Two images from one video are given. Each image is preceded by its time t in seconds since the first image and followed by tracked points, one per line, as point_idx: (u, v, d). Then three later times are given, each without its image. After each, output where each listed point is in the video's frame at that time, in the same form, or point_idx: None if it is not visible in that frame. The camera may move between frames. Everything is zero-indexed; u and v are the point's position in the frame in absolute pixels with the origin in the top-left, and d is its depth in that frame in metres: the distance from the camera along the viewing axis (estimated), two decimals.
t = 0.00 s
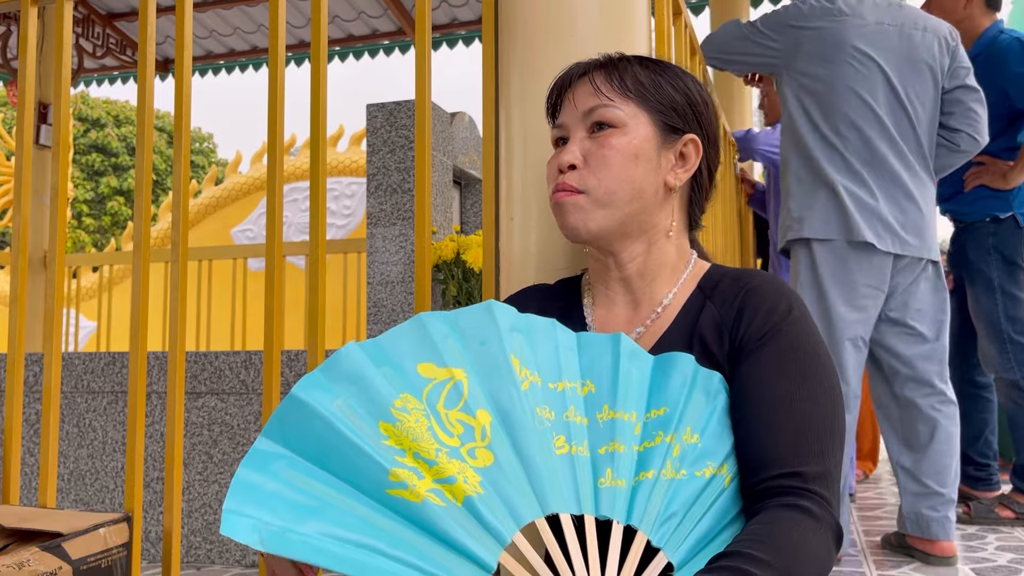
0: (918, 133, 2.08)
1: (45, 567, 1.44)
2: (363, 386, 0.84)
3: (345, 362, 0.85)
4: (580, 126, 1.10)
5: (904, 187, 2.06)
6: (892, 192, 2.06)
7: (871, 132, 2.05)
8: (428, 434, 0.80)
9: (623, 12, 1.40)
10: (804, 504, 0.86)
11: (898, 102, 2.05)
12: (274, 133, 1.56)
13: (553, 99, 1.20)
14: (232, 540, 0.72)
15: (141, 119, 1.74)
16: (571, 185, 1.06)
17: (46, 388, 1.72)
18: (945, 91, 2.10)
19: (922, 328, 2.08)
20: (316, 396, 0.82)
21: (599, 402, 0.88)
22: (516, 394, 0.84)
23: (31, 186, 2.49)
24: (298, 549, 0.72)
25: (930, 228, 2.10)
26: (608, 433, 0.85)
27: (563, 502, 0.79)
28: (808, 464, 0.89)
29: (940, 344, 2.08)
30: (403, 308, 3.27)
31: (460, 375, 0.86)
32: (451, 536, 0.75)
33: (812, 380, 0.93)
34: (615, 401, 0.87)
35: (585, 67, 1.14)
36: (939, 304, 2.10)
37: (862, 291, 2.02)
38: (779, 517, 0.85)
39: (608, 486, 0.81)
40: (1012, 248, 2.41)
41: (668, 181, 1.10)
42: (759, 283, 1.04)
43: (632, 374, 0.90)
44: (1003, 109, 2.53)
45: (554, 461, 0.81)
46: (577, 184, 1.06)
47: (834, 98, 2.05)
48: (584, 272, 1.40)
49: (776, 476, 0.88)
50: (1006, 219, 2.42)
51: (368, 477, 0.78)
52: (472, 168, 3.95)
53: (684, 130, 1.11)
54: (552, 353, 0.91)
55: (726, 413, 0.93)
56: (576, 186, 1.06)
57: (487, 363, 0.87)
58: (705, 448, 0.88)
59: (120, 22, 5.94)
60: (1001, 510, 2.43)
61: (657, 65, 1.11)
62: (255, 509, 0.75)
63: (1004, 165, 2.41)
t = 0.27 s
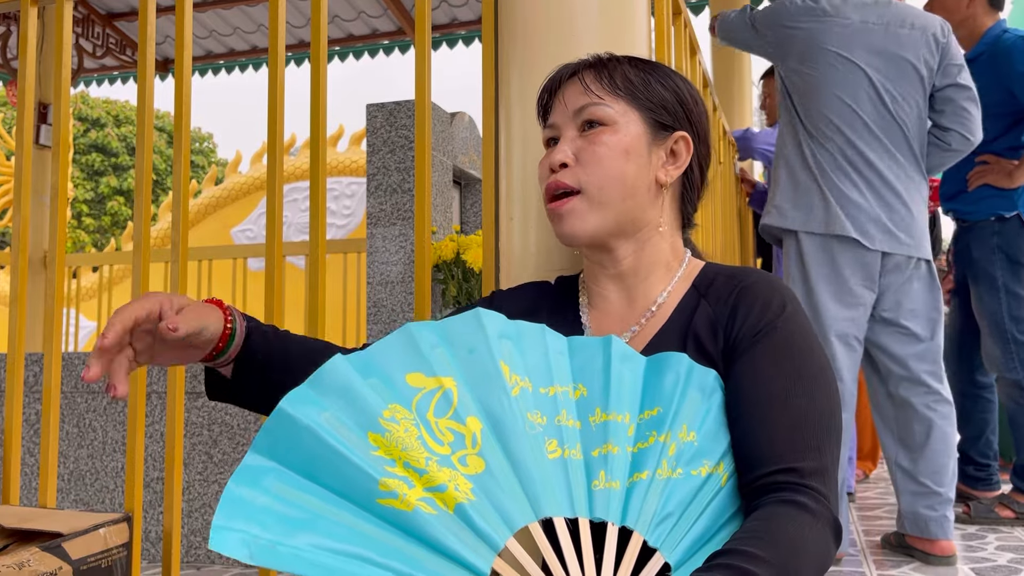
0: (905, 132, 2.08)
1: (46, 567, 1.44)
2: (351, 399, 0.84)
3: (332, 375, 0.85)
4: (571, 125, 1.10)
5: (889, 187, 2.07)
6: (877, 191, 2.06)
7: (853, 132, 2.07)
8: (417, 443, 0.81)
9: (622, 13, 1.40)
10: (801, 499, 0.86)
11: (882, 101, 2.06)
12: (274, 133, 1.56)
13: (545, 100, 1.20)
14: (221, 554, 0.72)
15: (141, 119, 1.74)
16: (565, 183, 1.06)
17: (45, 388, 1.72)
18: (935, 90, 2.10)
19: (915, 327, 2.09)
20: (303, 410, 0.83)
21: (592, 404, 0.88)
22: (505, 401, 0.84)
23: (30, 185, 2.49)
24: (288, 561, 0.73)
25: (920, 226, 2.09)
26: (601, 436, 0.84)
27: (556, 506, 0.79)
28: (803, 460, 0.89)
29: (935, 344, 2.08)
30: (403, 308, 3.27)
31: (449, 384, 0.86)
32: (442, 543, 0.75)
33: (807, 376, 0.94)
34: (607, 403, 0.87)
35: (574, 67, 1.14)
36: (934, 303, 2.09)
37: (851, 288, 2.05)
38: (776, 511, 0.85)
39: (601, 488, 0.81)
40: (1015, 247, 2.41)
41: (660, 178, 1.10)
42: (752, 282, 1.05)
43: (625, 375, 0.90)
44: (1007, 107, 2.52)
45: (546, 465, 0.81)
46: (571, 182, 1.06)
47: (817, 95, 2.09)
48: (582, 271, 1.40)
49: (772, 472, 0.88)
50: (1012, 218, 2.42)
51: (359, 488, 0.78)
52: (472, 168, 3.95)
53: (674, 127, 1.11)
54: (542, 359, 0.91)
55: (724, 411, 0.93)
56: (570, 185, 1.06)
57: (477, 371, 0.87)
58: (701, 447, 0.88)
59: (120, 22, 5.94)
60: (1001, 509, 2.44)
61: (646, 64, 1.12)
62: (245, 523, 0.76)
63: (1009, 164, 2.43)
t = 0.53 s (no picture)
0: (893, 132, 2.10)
1: (46, 567, 1.44)
2: (346, 401, 0.84)
3: (328, 378, 0.85)
4: (571, 123, 1.10)
5: (874, 186, 2.08)
6: (862, 191, 2.08)
7: (837, 131, 2.11)
8: (414, 446, 0.81)
9: (623, 13, 1.40)
10: (799, 496, 0.86)
11: (864, 101, 2.09)
12: (275, 133, 1.56)
13: (543, 98, 1.20)
14: (217, 559, 0.73)
15: (141, 119, 1.74)
16: (566, 182, 1.05)
17: (46, 388, 1.72)
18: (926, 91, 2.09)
19: (910, 328, 2.08)
20: (299, 412, 0.83)
21: (590, 404, 0.88)
22: (502, 402, 0.84)
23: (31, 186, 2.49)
24: (284, 564, 0.73)
25: (908, 227, 2.08)
26: (599, 435, 0.85)
27: (554, 507, 0.80)
28: (802, 458, 0.89)
29: (930, 344, 2.07)
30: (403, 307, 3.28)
31: (446, 386, 0.86)
32: (440, 545, 0.75)
33: (805, 374, 0.93)
34: (605, 403, 0.87)
35: (573, 65, 1.14)
36: (928, 302, 2.08)
37: (839, 289, 2.07)
38: (774, 509, 0.84)
39: (599, 488, 0.81)
40: (1016, 246, 2.41)
41: (661, 177, 1.11)
42: (749, 281, 1.05)
43: (623, 374, 0.90)
44: (1008, 108, 2.50)
45: (544, 466, 0.81)
46: (571, 181, 1.05)
47: (800, 94, 2.16)
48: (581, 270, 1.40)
49: (770, 471, 0.87)
50: (1014, 218, 2.42)
51: (356, 491, 0.79)
52: (472, 168, 3.95)
53: (673, 126, 1.12)
54: (540, 359, 0.91)
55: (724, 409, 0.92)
56: (572, 182, 1.05)
57: (474, 372, 0.87)
58: (700, 445, 0.88)
59: (120, 22, 5.94)
60: (1002, 509, 2.44)
61: (645, 62, 1.12)
62: (242, 528, 0.77)
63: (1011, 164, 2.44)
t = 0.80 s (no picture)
0: (885, 131, 2.10)
1: (47, 567, 1.43)
2: (347, 402, 0.84)
3: (329, 379, 0.85)
4: (571, 121, 1.10)
5: (865, 185, 2.08)
6: (853, 190, 2.09)
7: (829, 131, 2.12)
8: (415, 446, 0.81)
9: (623, 13, 1.40)
10: (799, 497, 0.86)
11: (855, 101, 2.10)
12: (276, 133, 1.56)
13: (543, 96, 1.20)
14: (217, 559, 0.73)
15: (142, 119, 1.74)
16: (563, 179, 1.05)
17: (46, 388, 1.72)
18: (919, 91, 2.09)
19: (908, 329, 2.08)
20: (300, 413, 0.83)
21: (591, 404, 0.88)
22: (503, 403, 0.84)
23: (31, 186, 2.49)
24: (283, 564, 0.73)
25: (903, 226, 2.08)
26: (601, 436, 0.85)
27: (555, 507, 0.80)
28: (802, 459, 0.88)
29: (927, 344, 2.07)
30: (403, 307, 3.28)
31: (447, 387, 0.86)
32: (440, 546, 0.75)
33: (805, 374, 0.93)
34: (607, 403, 0.87)
35: (573, 64, 1.15)
36: (925, 302, 2.08)
37: (834, 290, 2.08)
38: (774, 509, 0.84)
39: (600, 488, 0.81)
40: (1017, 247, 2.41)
41: (660, 177, 1.11)
42: (748, 281, 1.05)
43: (625, 374, 0.90)
44: (1009, 108, 2.49)
45: (544, 466, 0.81)
46: (569, 178, 1.05)
47: (793, 95, 2.18)
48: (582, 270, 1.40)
49: (771, 471, 0.87)
50: (1014, 218, 2.41)
51: (356, 492, 0.79)
52: (472, 168, 3.95)
53: (673, 125, 1.12)
54: (541, 359, 0.91)
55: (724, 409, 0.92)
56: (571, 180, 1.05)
57: (475, 373, 0.87)
58: (700, 445, 0.88)
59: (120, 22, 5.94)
60: (1002, 510, 2.44)
61: (646, 62, 1.12)
62: (243, 529, 0.77)
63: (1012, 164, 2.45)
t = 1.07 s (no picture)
0: (884, 131, 2.10)
1: (48, 566, 1.43)
2: (326, 420, 0.83)
3: (307, 399, 0.84)
4: (544, 124, 1.10)
5: (865, 184, 2.08)
6: (853, 189, 2.09)
7: (828, 130, 2.12)
8: (397, 460, 0.81)
9: (622, 14, 1.40)
10: (793, 485, 0.86)
11: (854, 100, 2.10)
12: (276, 133, 1.57)
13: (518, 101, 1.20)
14: None
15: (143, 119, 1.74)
16: (540, 182, 1.05)
17: (47, 388, 1.72)
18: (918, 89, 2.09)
19: (907, 329, 2.08)
20: (278, 435, 0.82)
21: (577, 406, 0.88)
22: (486, 411, 0.84)
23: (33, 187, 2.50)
24: None
25: (903, 225, 2.07)
26: (588, 437, 0.85)
27: (543, 512, 0.80)
28: (794, 446, 0.89)
29: (926, 343, 2.06)
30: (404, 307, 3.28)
31: (428, 399, 0.85)
32: (427, 558, 0.75)
33: (789, 363, 0.93)
34: (593, 404, 0.87)
35: (546, 67, 1.14)
36: (924, 302, 2.08)
37: (834, 288, 2.08)
38: (769, 499, 0.84)
39: (588, 489, 0.82)
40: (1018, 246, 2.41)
41: (636, 177, 1.10)
42: (725, 273, 1.04)
43: (611, 375, 0.90)
44: (1012, 107, 2.49)
45: (531, 472, 0.82)
46: (546, 180, 1.05)
47: (792, 94, 2.19)
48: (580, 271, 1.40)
49: (762, 462, 0.88)
50: (1016, 218, 2.42)
51: (339, 509, 0.78)
52: (473, 168, 3.95)
53: (648, 125, 1.11)
54: (524, 365, 0.90)
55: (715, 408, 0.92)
56: (547, 181, 1.05)
57: (456, 382, 0.87)
58: (689, 441, 0.88)
59: (122, 22, 5.94)
60: (1003, 510, 2.44)
61: (619, 63, 1.12)
62: (223, 553, 0.75)
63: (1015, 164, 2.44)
